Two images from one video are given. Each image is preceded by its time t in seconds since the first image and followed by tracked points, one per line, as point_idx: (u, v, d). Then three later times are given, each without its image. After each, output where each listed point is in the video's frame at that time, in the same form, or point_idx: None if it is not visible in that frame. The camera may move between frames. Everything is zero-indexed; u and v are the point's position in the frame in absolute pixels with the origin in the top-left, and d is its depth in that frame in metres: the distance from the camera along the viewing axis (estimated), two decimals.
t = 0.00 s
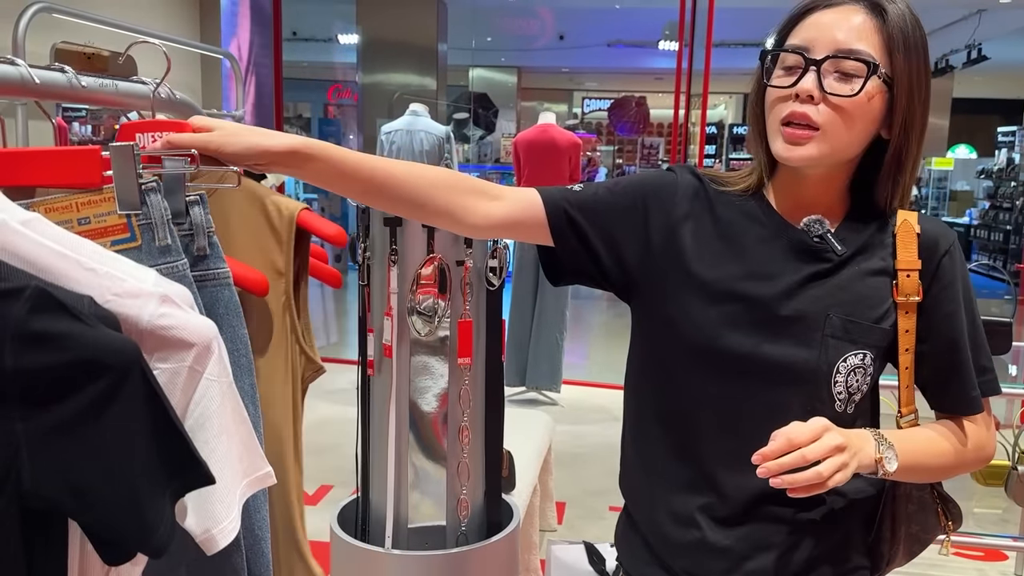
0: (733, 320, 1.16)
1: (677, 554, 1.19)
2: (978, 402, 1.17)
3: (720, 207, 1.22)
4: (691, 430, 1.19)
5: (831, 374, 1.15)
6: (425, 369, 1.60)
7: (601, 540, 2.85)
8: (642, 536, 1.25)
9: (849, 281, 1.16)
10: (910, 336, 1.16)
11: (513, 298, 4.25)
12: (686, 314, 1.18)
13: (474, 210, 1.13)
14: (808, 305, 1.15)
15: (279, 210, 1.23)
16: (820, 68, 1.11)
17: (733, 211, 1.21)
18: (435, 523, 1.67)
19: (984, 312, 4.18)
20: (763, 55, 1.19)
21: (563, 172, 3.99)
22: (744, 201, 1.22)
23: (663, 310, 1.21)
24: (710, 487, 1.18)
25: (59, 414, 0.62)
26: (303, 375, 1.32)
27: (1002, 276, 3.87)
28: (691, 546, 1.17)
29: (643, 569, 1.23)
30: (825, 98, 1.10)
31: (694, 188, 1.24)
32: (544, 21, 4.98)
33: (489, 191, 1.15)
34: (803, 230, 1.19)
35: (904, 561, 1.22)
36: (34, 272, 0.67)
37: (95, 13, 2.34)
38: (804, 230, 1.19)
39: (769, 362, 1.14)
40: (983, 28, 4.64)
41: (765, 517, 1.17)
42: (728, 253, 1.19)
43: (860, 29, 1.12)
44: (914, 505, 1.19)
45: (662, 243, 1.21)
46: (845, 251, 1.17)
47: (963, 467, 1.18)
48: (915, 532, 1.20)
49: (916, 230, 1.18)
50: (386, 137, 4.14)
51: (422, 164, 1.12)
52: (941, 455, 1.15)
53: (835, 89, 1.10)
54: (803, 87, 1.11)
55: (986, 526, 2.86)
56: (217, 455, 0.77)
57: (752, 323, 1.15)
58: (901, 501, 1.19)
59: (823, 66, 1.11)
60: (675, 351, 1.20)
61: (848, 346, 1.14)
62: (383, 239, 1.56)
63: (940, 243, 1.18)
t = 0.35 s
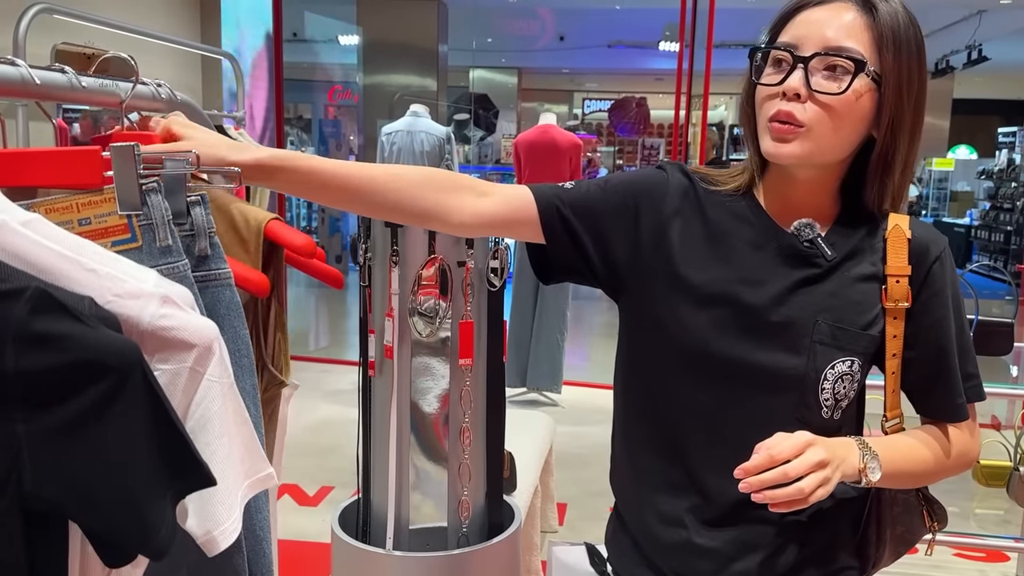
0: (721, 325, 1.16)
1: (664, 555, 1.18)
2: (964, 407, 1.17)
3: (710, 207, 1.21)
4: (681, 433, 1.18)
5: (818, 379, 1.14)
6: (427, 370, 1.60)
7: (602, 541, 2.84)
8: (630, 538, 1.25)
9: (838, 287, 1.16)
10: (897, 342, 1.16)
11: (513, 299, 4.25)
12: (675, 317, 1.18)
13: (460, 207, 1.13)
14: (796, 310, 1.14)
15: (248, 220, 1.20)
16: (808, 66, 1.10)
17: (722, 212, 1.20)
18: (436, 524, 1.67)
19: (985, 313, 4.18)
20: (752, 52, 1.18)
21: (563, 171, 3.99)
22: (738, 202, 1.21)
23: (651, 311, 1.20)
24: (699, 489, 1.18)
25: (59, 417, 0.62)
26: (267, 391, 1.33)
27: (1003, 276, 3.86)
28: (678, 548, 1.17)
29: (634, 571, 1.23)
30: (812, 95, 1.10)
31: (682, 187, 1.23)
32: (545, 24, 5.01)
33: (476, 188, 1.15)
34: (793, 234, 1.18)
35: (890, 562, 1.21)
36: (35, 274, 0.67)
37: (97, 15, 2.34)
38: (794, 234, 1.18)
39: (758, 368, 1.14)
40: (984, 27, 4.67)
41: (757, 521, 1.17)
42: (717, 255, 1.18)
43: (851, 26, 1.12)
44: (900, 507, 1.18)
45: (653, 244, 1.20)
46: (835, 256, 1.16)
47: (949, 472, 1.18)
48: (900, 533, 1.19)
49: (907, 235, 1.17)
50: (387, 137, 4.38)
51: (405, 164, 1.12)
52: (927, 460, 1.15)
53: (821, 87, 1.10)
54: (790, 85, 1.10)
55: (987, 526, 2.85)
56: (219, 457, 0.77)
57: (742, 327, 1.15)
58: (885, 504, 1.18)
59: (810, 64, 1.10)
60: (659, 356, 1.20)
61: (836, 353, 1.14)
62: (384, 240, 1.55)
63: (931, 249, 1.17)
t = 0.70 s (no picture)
0: (717, 326, 1.16)
1: (658, 552, 1.18)
2: (959, 406, 1.16)
3: (702, 211, 1.21)
4: (677, 433, 1.18)
5: (812, 379, 1.14)
6: (426, 371, 1.60)
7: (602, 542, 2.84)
8: (626, 538, 1.25)
9: (829, 287, 1.15)
10: (891, 341, 1.15)
11: (513, 300, 4.26)
12: (669, 319, 1.18)
13: (457, 223, 1.14)
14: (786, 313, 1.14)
15: (238, 249, 1.12)
16: (778, 67, 1.10)
17: (714, 216, 1.20)
18: (436, 526, 1.69)
19: (984, 314, 4.18)
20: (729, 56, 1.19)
21: (563, 173, 4.00)
22: (730, 204, 1.21)
23: (646, 312, 1.21)
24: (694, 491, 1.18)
25: (58, 418, 0.62)
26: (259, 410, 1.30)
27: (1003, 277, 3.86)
28: (673, 547, 1.17)
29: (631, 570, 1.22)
30: (783, 96, 1.10)
31: (674, 188, 1.24)
32: (545, 23, 4.87)
33: (470, 202, 1.16)
34: (783, 234, 1.18)
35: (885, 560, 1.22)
36: (36, 276, 0.67)
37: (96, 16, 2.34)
38: (785, 234, 1.18)
39: (753, 368, 1.14)
40: (983, 28, 4.70)
41: (752, 519, 1.16)
42: (709, 258, 1.18)
43: (820, 24, 1.11)
44: (895, 507, 1.19)
45: (650, 249, 1.21)
46: (826, 256, 1.16)
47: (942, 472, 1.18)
48: (896, 532, 1.20)
49: (900, 235, 1.16)
50: (387, 138, 4.42)
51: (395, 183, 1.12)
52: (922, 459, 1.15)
53: (791, 87, 1.10)
54: (761, 87, 1.10)
55: (987, 527, 2.86)
56: (218, 459, 0.77)
57: (735, 329, 1.15)
58: (881, 503, 1.19)
59: (780, 64, 1.10)
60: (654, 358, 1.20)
61: (829, 353, 1.14)
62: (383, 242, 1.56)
63: (924, 249, 1.17)
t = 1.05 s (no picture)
0: (715, 323, 1.16)
1: (660, 548, 1.18)
2: (959, 401, 1.14)
3: (698, 214, 1.22)
4: (676, 429, 1.19)
5: (810, 376, 1.13)
6: (424, 372, 1.62)
7: (601, 543, 2.85)
8: (627, 534, 1.24)
9: (823, 284, 1.15)
10: (891, 337, 1.14)
11: (513, 301, 4.26)
12: (668, 321, 1.19)
13: (461, 244, 1.17)
14: (783, 309, 1.14)
15: (241, 249, 1.12)
16: (757, 83, 1.10)
17: (709, 218, 1.21)
18: (435, 526, 1.71)
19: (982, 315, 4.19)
20: (709, 70, 1.19)
21: (562, 175, 4.01)
22: (724, 205, 1.22)
23: (645, 312, 1.22)
24: (695, 488, 1.18)
25: (57, 419, 0.62)
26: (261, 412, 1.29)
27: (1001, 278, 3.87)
28: (675, 543, 1.17)
29: (633, 566, 1.22)
30: (763, 111, 1.10)
31: (670, 193, 1.24)
32: (545, 24, 4.87)
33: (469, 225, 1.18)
34: (778, 234, 1.18)
35: (888, 558, 1.20)
36: (36, 277, 0.68)
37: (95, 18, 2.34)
38: (779, 234, 1.18)
39: (751, 365, 1.14)
40: (982, 30, 4.70)
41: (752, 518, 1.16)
42: (705, 261, 1.19)
43: (797, 36, 1.10)
44: (898, 504, 1.18)
45: (648, 255, 1.22)
46: (821, 254, 1.15)
47: (944, 468, 1.16)
48: (899, 530, 1.19)
49: (896, 232, 1.15)
50: (385, 139, 4.41)
51: (406, 205, 1.17)
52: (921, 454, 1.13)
53: (769, 102, 1.10)
54: (740, 104, 1.11)
55: (985, 528, 2.86)
56: (216, 459, 0.77)
57: (735, 325, 1.15)
58: (883, 500, 1.18)
59: (758, 80, 1.10)
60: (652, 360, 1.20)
61: (826, 350, 1.13)
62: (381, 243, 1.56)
63: (920, 244, 1.15)
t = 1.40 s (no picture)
0: (711, 319, 1.15)
1: (661, 541, 1.16)
2: (960, 400, 1.04)
3: (696, 218, 1.23)
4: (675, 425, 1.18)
5: (798, 371, 1.09)
6: (422, 374, 1.62)
7: (599, 545, 2.85)
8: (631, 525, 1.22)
9: (815, 281, 1.11)
10: (890, 334, 1.07)
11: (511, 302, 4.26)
12: (664, 324, 1.20)
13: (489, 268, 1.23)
14: (786, 300, 1.11)
15: (238, 254, 1.13)
16: (748, 85, 1.10)
17: (706, 220, 1.22)
18: (433, 528, 1.72)
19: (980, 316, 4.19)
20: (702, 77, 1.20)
21: (559, 177, 4.00)
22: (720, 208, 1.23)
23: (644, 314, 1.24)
24: (694, 487, 1.16)
25: (53, 421, 0.62)
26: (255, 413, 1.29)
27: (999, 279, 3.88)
28: (674, 537, 1.15)
29: (634, 556, 1.20)
30: (755, 113, 1.10)
31: (669, 200, 1.27)
32: (543, 28, 4.90)
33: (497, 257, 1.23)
34: (767, 234, 1.16)
35: (893, 558, 1.14)
36: (36, 279, 0.68)
37: (95, 23, 2.35)
38: (769, 233, 1.16)
39: (749, 360, 1.11)
40: (980, 32, 4.72)
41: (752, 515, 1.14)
42: (698, 263, 1.19)
43: (784, 39, 1.10)
44: (905, 505, 1.11)
45: (653, 263, 1.24)
46: (812, 250, 1.13)
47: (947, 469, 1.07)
48: (908, 529, 1.12)
49: (890, 228, 1.10)
50: (384, 141, 4.42)
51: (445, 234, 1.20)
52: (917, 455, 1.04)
53: (760, 103, 1.10)
54: (732, 106, 1.11)
55: (983, 530, 2.87)
56: (216, 459, 0.78)
57: (736, 321, 1.14)
58: (890, 500, 1.11)
59: (749, 83, 1.10)
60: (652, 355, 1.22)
61: (816, 346, 1.08)
62: (379, 244, 1.57)
63: (914, 240, 1.08)
